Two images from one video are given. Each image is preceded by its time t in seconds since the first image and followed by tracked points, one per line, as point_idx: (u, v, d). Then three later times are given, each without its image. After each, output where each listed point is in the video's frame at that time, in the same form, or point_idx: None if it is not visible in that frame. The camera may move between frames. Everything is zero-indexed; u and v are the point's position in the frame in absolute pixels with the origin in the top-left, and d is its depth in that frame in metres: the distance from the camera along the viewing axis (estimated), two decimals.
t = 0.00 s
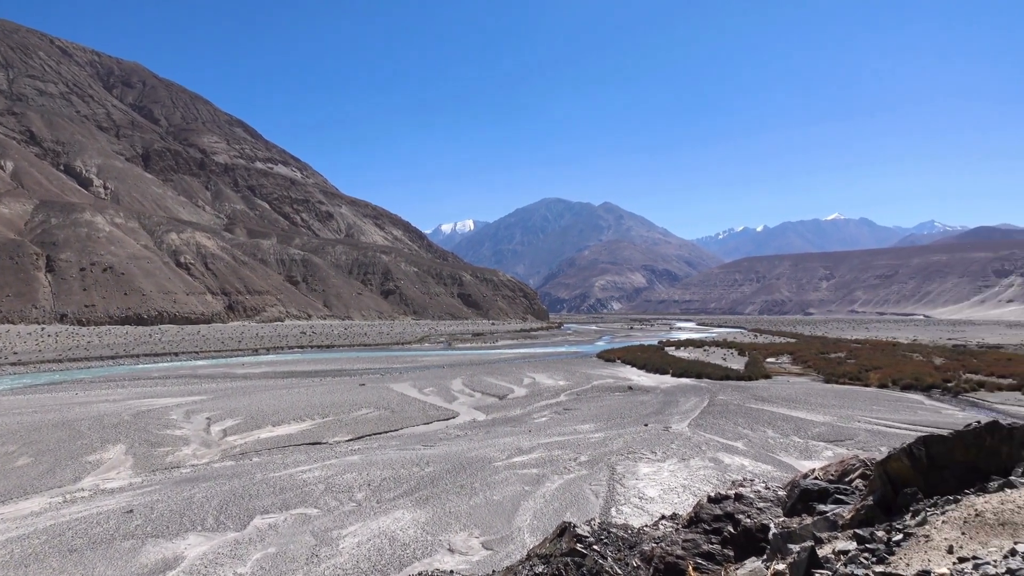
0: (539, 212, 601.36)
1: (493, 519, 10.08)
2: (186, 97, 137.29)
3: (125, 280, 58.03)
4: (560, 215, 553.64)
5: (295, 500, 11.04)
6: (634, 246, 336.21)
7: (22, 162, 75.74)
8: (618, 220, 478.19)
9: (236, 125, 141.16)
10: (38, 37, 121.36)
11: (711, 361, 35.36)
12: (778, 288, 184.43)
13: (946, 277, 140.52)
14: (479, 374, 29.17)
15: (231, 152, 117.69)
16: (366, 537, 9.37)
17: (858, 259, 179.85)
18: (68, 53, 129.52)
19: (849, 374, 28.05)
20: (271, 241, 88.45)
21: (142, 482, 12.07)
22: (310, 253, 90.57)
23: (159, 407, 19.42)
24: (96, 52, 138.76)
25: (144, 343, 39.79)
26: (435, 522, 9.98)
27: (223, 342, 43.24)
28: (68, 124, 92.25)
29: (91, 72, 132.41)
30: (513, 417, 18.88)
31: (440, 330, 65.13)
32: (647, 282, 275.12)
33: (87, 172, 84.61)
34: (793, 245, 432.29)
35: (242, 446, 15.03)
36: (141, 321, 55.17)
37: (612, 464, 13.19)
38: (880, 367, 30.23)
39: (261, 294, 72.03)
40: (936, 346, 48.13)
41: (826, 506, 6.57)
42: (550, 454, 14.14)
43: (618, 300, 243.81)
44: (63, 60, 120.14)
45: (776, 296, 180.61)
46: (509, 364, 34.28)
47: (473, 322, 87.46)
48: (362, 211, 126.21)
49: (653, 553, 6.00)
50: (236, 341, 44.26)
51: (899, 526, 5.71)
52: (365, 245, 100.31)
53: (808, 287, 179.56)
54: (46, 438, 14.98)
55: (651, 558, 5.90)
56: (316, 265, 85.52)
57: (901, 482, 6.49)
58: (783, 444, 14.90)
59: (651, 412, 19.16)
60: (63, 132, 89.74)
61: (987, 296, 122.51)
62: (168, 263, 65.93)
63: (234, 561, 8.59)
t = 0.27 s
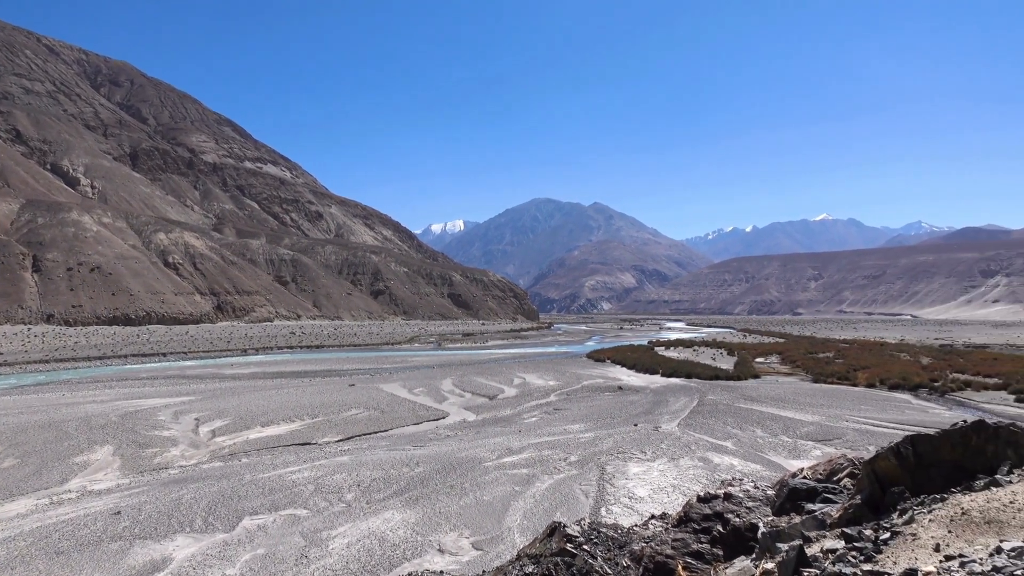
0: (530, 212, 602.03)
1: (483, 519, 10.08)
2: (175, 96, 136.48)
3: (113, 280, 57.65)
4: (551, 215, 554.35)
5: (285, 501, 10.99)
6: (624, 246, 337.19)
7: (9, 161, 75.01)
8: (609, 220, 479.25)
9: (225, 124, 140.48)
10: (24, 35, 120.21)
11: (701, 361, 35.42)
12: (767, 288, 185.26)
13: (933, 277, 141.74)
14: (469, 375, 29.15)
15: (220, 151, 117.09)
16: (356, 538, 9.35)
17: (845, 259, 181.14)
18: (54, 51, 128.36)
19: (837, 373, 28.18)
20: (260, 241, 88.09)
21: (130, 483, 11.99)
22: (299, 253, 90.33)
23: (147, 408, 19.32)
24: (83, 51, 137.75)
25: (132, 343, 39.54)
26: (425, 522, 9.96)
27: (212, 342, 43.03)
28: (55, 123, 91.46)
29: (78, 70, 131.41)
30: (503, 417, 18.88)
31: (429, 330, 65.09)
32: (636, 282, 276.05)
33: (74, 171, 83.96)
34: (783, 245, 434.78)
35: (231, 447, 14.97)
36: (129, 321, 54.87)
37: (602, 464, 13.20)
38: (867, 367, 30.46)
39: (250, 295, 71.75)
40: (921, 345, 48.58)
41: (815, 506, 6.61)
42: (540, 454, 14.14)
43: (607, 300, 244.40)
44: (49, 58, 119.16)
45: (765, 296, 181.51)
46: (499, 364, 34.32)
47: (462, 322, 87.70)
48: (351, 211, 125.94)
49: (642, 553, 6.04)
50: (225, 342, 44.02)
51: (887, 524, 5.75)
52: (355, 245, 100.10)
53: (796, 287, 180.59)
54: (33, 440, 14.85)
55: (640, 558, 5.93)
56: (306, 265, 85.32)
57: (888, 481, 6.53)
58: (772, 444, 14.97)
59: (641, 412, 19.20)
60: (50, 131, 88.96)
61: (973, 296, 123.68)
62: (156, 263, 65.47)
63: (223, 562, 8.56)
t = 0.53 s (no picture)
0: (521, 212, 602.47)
1: (473, 519, 10.07)
2: (163, 95, 135.75)
3: (100, 280, 57.26)
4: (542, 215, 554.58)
5: (274, 502, 10.94)
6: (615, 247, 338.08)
7: None
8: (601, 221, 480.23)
9: (214, 123, 139.85)
10: (9, 33, 119.05)
11: (690, 361, 35.45)
12: (756, 288, 185.93)
13: (920, 278, 142.81)
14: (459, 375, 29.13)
15: (208, 151, 116.48)
16: (345, 539, 9.32)
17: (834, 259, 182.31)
18: (40, 49, 127.25)
19: (825, 373, 28.31)
20: (248, 241, 87.70)
21: (118, 485, 11.92)
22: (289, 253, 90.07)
23: (135, 409, 19.22)
24: (70, 49, 136.74)
25: (119, 344, 39.25)
26: (414, 523, 9.94)
27: (200, 343, 42.82)
28: (42, 122, 90.67)
29: (64, 69, 130.44)
30: (493, 417, 18.90)
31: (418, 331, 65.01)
32: (626, 282, 276.87)
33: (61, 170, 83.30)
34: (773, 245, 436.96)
35: (219, 448, 14.89)
36: (117, 321, 54.54)
37: (592, 464, 13.21)
38: (855, 366, 30.64)
39: (239, 295, 71.41)
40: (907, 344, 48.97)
41: (803, 505, 6.66)
42: (530, 454, 14.15)
43: (597, 300, 244.89)
44: (36, 57, 118.26)
45: (754, 296, 182.05)
46: (489, 364, 34.36)
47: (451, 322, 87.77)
48: (341, 211, 125.65)
49: (631, 552, 6.08)
50: (214, 342, 43.78)
51: (874, 523, 5.80)
52: (345, 245, 99.86)
53: (785, 287, 181.50)
54: (18, 441, 14.72)
55: (629, 558, 5.96)
56: (295, 265, 85.11)
57: (875, 480, 6.57)
58: (761, 443, 15.03)
59: (630, 412, 19.24)
60: (36, 129, 88.21)
61: (960, 296, 124.70)
62: (144, 263, 65.01)
63: (211, 564, 8.51)
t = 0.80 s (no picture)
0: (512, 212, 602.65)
1: (464, 520, 10.06)
2: (151, 94, 135.01)
3: (88, 280, 56.89)
4: (532, 215, 554.55)
5: (263, 503, 10.91)
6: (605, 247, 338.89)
7: None
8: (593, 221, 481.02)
9: (203, 122, 139.22)
10: None
11: (680, 361, 35.46)
12: (745, 289, 186.63)
13: (908, 278, 143.84)
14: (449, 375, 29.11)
15: (197, 150, 115.90)
16: (335, 540, 9.29)
17: (822, 259, 183.44)
18: (25, 47, 126.10)
19: (814, 373, 28.44)
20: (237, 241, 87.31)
21: (105, 486, 11.85)
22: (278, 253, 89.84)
23: (124, 409, 19.10)
24: (56, 47, 135.74)
25: (107, 344, 39.03)
26: (404, 523, 9.92)
27: (189, 343, 42.57)
28: (28, 120, 89.88)
29: (51, 67, 129.59)
30: (483, 417, 18.92)
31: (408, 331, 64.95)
32: (616, 282, 277.63)
33: (48, 169, 82.62)
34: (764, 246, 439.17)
35: (208, 449, 14.84)
36: (105, 322, 54.25)
37: (582, 464, 13.23)
38: (843, 366, 30.72)
39: (228, 295, 71.09)
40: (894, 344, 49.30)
41: (793, 504, 6.72)
42: (520, 454, 14.16)
43: (587, 300, 245.42)
44: (23, 55, 117.26)
45: (743, 296, 182.88)
46: (479, 364, 34.36)
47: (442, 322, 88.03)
48: (331, 211, 125.46)
49: (622, 552, 6.14)
50: (203, 342, 43.53)
51: (862, 522, 5.84)
52: (335, 245, 99.70)
53: (774, 288, 182.39)
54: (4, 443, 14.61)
55: (619, 557, 6.02)
56: (285, 265, 84.92)
57: (863, 478, 6.62)
58: (749, 442, 15.10)
59: (621, 412, 19.28)
60: (24, 128, 87.44)
61: (947, 296, 125.77)
62: (132, 263, 64.56)
63: (200, 565, 8.47)
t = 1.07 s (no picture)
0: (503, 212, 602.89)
1: (453, 520, 10.05)
2: (139, 93, 134.15)
3: (74, 280, 56.44)
4: (523, 216, 554.98)
5: (251, 504, 10.87)
6: (594, 247, 339.66)
7: None
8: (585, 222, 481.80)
9: (191, 122, 138.47)
10: None
11: (669, 361, 35.53)
12: (733, 289, 187.28)
13: (894, 278, 144.94)
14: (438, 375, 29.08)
15: (184, 150, 115.21)
16: (324, 541, 9.27)
17: (810, 259, 184.56)
18: (10, 45, 124.90)
19: (802, 373, 28.60)
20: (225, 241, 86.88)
21: (91, 487, 11.76)
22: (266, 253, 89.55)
23: (110, 410, 18.95)
24: (42, 45, 134.58)
25: (93, 345, 38.73)
26: (393, 524, 9.91)
27: (176, 344, 42.30)
28: (14, 119, 89.00)
29: (36, 66, 128.54)
30: (473, 417, 18.92)
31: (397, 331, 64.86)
32: (605, 282, 278.33)
33: (35, 168, 81.87)
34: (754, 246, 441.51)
35: (196, 450, 14.76)
36: (91, 322, 53.92)
37: (571, 464, 13.25)
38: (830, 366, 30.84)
39: (216, 295, 70.74)
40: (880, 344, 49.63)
41: (781, 504, 6.78)
42: (509, 454, 14.16)
43: (576, 300, 245.82)
44: (8, 53, 116.15)
45: (731, 297, 183.53)
46: (468, 364, 34.32)
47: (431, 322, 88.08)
48: (320, 211, 125.16)
49: (611, 551, 6.19)
50: (190, 343, 43.29)
51: (849, 520, 5.88)
52: (323, 245, 99.45)
53: (762, 288, 183.28)
54: None
55: (609, 557, 6.05)
56: (273, 265, 84.66)
57: (851, 477, 6.66)
58: (738, 442, 15.17)
59: (610, 412, 19.32)
60: (10, 126, 86.55)
61: (933, 296, 126.93)
62: (119, 263, 64.10)
63: (187, 566, 8.43)
